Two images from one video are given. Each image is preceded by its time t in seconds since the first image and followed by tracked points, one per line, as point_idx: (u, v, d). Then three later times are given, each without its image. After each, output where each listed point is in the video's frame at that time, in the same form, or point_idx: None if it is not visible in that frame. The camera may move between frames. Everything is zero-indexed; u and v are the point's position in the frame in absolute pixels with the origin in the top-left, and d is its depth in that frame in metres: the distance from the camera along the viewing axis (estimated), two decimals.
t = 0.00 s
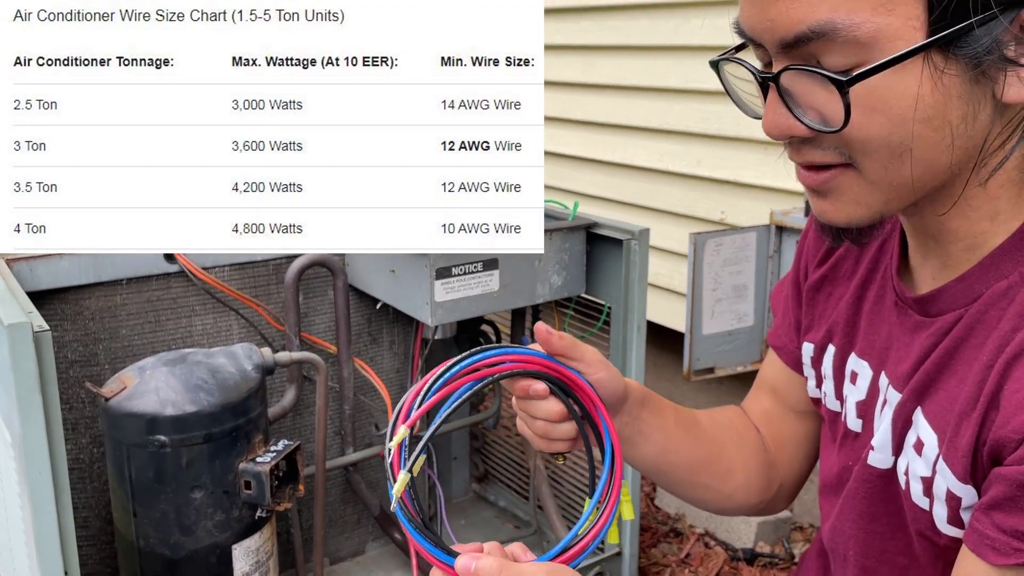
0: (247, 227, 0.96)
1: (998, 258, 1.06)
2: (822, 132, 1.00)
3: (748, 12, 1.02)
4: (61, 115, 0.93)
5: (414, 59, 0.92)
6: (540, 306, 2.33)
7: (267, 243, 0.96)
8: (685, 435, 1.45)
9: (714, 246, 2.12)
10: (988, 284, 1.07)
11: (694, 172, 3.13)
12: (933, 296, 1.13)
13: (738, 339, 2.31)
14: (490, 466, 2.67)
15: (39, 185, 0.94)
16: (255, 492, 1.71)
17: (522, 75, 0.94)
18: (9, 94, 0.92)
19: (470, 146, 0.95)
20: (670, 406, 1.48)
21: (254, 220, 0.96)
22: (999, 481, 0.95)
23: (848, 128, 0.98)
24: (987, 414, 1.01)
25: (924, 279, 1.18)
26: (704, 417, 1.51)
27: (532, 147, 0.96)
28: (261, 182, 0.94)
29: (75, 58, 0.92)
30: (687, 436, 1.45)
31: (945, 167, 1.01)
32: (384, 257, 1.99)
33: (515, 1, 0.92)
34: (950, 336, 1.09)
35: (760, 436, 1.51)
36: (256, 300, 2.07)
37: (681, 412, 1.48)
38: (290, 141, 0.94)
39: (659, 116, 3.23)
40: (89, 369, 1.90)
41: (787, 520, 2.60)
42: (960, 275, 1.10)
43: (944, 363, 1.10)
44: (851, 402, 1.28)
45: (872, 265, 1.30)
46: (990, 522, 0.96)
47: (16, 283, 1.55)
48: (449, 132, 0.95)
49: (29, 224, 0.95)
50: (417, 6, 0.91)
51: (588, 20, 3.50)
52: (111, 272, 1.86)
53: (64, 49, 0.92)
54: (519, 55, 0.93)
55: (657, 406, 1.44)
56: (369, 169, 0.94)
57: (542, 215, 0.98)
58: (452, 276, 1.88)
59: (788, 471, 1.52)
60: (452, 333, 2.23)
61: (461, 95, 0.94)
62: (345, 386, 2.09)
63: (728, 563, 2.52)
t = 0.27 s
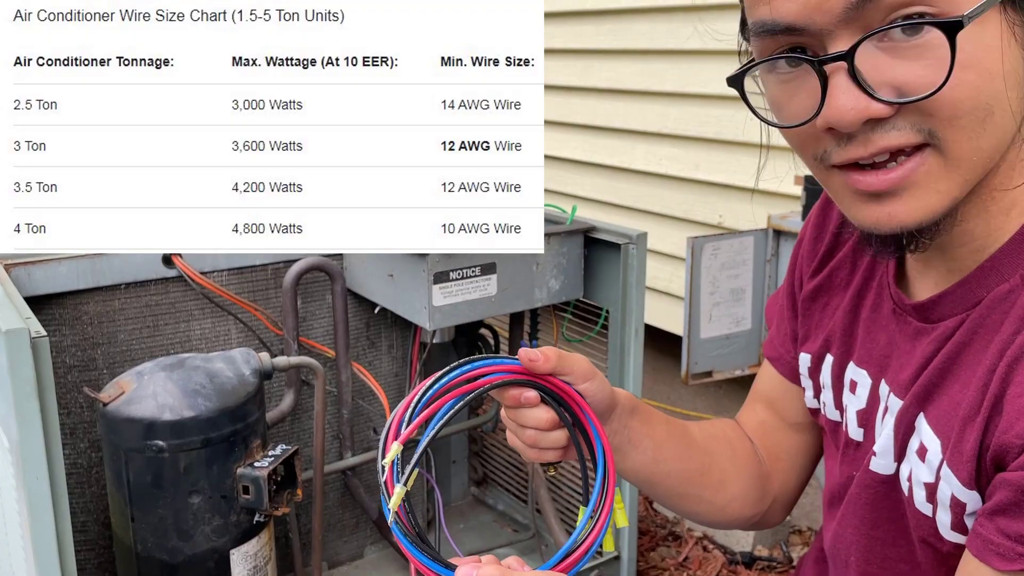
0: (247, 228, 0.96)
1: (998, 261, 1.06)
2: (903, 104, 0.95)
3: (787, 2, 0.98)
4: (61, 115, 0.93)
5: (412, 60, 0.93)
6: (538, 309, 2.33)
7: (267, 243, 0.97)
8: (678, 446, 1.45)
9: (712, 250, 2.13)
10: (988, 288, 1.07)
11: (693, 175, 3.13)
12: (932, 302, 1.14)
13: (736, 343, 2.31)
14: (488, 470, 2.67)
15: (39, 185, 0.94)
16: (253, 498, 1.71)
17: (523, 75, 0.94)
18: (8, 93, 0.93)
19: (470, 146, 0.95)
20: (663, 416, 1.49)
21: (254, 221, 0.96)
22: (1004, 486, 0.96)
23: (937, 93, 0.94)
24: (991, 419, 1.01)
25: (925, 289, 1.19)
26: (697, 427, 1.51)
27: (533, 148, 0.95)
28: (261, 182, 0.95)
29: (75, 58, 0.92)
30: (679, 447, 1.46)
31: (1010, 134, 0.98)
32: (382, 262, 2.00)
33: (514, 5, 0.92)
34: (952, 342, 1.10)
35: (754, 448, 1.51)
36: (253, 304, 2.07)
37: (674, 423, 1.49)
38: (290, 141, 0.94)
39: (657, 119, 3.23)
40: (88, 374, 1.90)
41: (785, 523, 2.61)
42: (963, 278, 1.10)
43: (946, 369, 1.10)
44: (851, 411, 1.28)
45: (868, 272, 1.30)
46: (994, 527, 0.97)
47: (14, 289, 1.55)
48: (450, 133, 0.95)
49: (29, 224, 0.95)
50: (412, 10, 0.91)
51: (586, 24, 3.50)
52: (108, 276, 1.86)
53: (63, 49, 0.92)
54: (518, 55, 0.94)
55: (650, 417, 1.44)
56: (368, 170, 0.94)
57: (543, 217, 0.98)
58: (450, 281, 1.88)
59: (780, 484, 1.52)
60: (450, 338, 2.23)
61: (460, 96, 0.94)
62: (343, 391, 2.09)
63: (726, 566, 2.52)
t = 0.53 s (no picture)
0: (247, 228, 0.96)
1: (993, 260, 1.06)
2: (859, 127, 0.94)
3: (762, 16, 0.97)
4: (61, 115, 0.93)
5: (413, 59, 0.93)
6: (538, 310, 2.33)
7: (267, 243, 0.97)
8: (674, 445, 1.46)
9: (712, 250, 2.13)
10: (983, 286, 1.06)
11: (693, 176, 3.13)
12: (926, 302, 1.13)
13: (736, 344, 2.31)
14: (488, 471, 2.67)
15: (39, 185, 0.94)
16: (253, 499, 1.71)
17: (523, 75, 0.94)
18: (9, 94, 0.93)
19: (470, 145, 0.95)
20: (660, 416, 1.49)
21: (254, 221, 0.96)
22: (999, 485, 0.95)
23: (890, 116, 0.92)
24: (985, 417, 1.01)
25: (920, 287, 1.18)
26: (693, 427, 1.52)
27: (533, 148, 0.96)
28: (260, 183, 0.95)
29: (74, 58, 0.93)
30: (675, 447, 1.46)
31: (978, 147, 0.96)
32: (382, 262, 2.00)
33: (513, 5, 0.93)
34: (947, 340, 1.09)
35: (751, 447, 1.51)
36: (254, 305, 2.07)
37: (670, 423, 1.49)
38: (290, 141, 0.94)
39: (657, 120, 3.24)
40: (88, 374, 1.90)
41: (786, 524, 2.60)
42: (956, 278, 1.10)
43: (943, 368, 1.10)
44: (851, 410, 1.28)
45: (866, 271, 1.30)
46: (989, 525, 0.97)
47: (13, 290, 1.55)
48: (449, 133, 0.95)
49: (29, 224, 0.95)
50: (412, 10, 0.92)
51: (586, 25, 3.51)
52: (109, 276, 1.86)
53: (63, 49, 0.93)
54: (518, 56, 0.94)
55: (645, 417, 1.45)
56: (367, 170, 0.94)
57: (543, 217, 0.98)
58: (450, 281, 1.88)
59: (779, 483, 1.51)
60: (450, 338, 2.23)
61: (460, 96, 0.94)
62: (343, 391, 2.09)
63: (726, 567, 2.52)
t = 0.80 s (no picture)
0: (247, 228, 0.98)
1: (994, 257, 1.06)
2: (832, 151, 1.00)
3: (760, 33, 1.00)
4: (60, 115, 0.95)
5: (413, 60, 0.95)
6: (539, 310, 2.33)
7: (266, 243, 0.98)
8: (682, 447, 1.46)
9: (714, 250, 2.12)
10: (984, 282, 1.07)
11: (694, 176, 3.13)
12: (931, 297, 1.13)
13: (738, 344, 2.31)
14: (489, 471, 2.67)
15: (39, 185, 0.96)
16: (254, 498, 1.71)
17: (523, 75, 0.96)
18: (8, 93, 0.94)
19: (471, 146, 0.97)
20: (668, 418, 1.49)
21: (254, 221, 0.98)
22: (993, 470, 0.95)
23: (860, 145, 0.98)
24: (978, 405, 1.01)
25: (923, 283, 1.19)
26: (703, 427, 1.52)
27: (533, 148, 0.97)
28: (261, 183, 0.96)
29: (74, 58, 0.94)
30: (684, 449, 1.46)
31: (955, 170, 1.00)
32: (383, 261, 2.00)
33: (513, 5, 0.94)
34: (946, 333, 1.09)
35: (761, 446, 1.51)
36: (255, 305, 2.07)
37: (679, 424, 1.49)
38: (290, 142, 0.96)
39: (657, 120, 3.24)
40: (89, 374, 1.90)
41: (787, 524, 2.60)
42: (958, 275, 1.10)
43: (941, 360, 1.10)
44: (851, 405, 1.28)
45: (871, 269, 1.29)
46: (984, 510, 0.97)
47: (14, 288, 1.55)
48: (449, 133, 0.97)
49: (29, 224, 0.97)
50: (412, 10, 0.93)
51: (587, 25, 3.51)
52: (110, 276, 1.86)
53: (62, 49, 0.94)
54: (519, 56, 0.95)
55: (653, 420, 1.45)
56: (367, 170, 0.96)
57: (543, 217, 1.00)
58: (451, 281, 1.88)
59: (790, 481, 1.51)
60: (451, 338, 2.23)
61: (460, 97, 0.96)
62: (344, 391, 2.10)
63: (728, 567, 2.52)
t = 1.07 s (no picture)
0: (247, 228, 1.00)
1: (993, 261, 1.06)
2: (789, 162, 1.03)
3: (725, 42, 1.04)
4: (61, 115, 0.96)
5: (412, 60, 0.97)
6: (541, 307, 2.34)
7: (267, 243, 1.00)
8: (676, 447, 1.47)
9: (716, 248, 2.12)
10: (987, 285, 1.07)
11: (695, 174, 3.13)
12: (933, 299, 1.13)
13: (739, 342, 2.32)
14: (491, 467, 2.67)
15: (39, 185, 0.97)
16: (257, 494, 1.72)
17: (523, 75, 0.98)
18: (8, 93, 0.96)
19: (470, 146, 1.00)
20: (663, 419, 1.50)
21: (254, 221, 0.99)
22: (998, 475, 0.96)
23: (811, 160, 1.01)
24: (983, 410, 1.01)
25: (926, 284, 1.18)
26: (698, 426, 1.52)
27: (532, 148, 1.00)
28: (261, 182, 0.98)
29: (75, 57, 0.96)
30: (678, 449, 1.47)
31: (905, 190, 1.02)
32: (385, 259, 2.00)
33: (514, 5, 0.96)
34: (951, 336, 1.09)
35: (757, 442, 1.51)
36: (258, 301, 2.07)
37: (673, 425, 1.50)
38: (290, 141, 0.97)
39: (659, 117, 3.24)
40: (93, 370, 1.91)
41: (788, 521, 2.61)
42: (961, 277, 1.10)
43: (945, 363, 1.10)
44: (854, 405, 1.28)
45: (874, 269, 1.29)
46: (988, 514, 0.98)
47: (21, 283, 1.56)
48: (449, 133, 1.00)
49: (29, 224, 0.98)
50: (412, 10, 0.95)
51: (589, 23, 3.51)
52: (113, 273, 1.87)
53: (63, 49, 0.96)
54: (519, 55, 0.98)
55: (646, 421, 1.47)
56: (367, 170, 0.98)
57: (541, 216, 1.05)
58: (453, 278, 1.89)
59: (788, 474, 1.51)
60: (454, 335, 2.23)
61: (460, 96, 0.98)
62: (347, 387, 2.10)
63: (729, 565, 2.52)
